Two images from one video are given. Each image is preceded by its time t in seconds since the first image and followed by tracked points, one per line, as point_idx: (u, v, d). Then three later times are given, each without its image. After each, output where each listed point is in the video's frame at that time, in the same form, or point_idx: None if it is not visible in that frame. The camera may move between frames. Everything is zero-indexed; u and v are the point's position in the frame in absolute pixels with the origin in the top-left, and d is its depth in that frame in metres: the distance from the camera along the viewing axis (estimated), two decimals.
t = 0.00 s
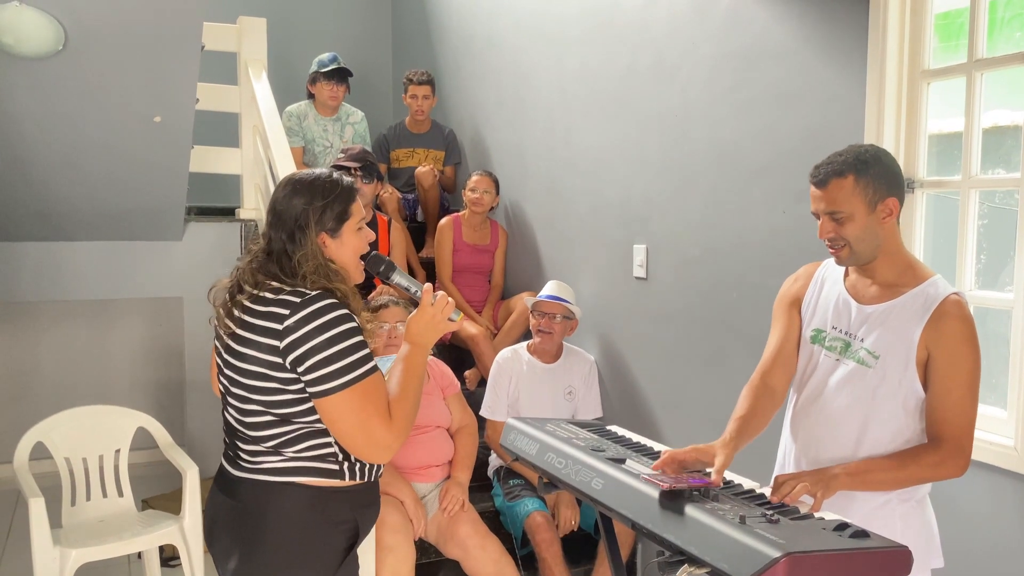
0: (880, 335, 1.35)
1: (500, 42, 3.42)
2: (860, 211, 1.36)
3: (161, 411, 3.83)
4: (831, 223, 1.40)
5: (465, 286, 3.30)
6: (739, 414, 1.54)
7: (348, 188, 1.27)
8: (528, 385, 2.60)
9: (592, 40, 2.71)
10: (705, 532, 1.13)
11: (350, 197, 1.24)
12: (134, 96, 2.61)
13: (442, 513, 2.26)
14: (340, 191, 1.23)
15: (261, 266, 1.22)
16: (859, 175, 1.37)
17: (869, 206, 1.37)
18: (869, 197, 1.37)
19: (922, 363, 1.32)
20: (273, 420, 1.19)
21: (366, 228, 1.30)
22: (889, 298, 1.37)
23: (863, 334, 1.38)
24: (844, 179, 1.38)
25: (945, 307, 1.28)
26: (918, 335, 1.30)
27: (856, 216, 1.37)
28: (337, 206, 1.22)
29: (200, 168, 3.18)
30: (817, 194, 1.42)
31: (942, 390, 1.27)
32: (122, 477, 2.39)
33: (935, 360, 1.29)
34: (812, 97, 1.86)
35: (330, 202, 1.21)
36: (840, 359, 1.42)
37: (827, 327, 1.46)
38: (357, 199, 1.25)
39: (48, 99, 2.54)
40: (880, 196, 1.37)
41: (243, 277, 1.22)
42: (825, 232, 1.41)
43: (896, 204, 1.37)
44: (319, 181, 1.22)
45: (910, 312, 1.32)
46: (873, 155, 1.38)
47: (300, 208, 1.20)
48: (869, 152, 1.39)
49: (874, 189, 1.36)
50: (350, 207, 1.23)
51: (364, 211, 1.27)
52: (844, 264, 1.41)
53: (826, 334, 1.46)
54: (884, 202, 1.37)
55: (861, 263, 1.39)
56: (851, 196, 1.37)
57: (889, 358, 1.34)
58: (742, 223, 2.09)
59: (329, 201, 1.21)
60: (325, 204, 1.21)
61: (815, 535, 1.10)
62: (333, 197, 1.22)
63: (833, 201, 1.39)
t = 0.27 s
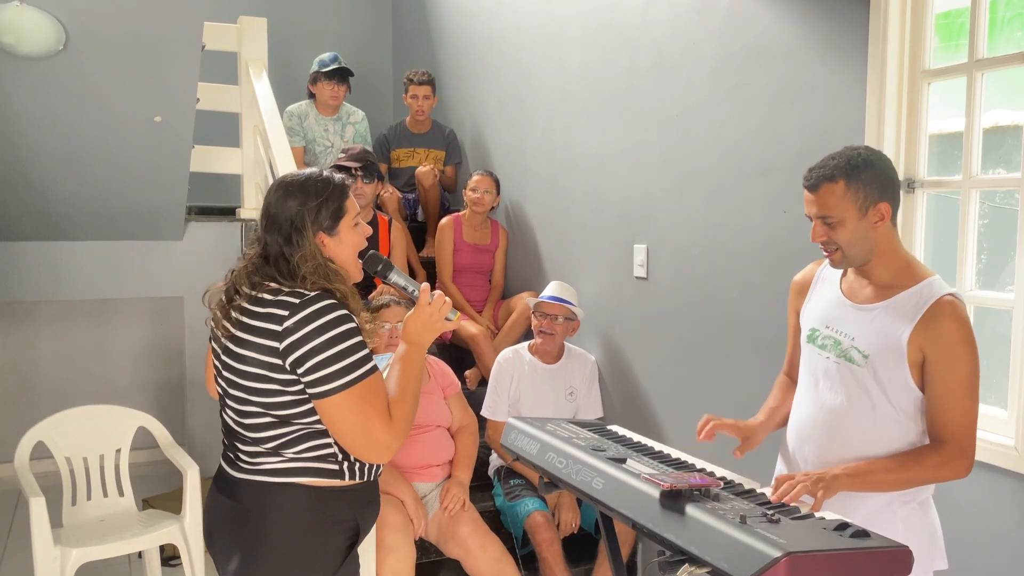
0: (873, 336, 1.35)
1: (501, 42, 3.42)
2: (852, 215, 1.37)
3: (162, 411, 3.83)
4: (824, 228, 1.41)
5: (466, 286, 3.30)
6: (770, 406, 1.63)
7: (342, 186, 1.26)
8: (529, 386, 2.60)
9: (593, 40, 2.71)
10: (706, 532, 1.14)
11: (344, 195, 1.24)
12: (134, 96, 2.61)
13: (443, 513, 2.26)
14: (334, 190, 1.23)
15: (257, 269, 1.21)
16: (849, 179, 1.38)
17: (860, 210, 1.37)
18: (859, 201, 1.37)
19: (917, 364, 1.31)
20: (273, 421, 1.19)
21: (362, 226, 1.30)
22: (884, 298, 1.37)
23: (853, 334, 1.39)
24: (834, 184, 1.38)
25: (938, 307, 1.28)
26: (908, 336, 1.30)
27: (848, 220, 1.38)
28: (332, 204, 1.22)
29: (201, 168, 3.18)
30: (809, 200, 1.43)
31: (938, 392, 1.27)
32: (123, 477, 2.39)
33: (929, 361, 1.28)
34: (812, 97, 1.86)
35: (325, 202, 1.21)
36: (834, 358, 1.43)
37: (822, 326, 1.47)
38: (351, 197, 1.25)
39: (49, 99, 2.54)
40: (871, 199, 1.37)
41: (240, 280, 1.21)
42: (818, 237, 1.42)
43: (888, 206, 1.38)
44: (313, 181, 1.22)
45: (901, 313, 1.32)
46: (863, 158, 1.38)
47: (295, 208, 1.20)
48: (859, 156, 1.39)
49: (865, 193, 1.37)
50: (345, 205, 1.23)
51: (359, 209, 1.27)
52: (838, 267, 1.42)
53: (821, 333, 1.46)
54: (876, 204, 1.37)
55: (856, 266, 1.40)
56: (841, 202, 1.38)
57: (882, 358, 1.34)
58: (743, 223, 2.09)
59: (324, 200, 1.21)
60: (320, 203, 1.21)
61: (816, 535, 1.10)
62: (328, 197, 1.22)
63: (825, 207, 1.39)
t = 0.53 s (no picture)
0: (867, 333, 1.36)
1: (501, 41, 3.42)
2: (845, 215, 1.37)
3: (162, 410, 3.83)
4: (819, 228, 1.41)
5: (466, 285, 3.30)
6: (774, 414, 1.63)
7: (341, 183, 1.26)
8: (529, 385, 2.60)
9: (593, 39, 2.71)
10: (706, 530, 1.14)
11: (344, 192, 1.24)
12: (134, 94, 2.60)
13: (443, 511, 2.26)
14: (334, 187, 1.23)
15: (257, 268, 1.21)
16: (842, 179, 1.37)
17: (855, 208, 1.37)
18: (854, 200, 1.37)
19: (909, 361, 1.31)
20: (275, 420, 1.19)
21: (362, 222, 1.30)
22: (877, 295, 1.38)
23: (849, 332, 1.40)
24: (826, 185, 1.38)
25: (928, 300, 1.28)
26: (895, 335, 1.31)
27: (842, 219, 1.37)
28: (332, 202, 1.21)
29: (201, 166, 3.18)
30: (802, 200, 1.43)
31: (933, 388, 1.27)
32: (123, 475, 2.39)
33: (922, 358, 1.28)
34: (813, 96, 1.86)
35: (325, 199, 1.21)
36: (830, 356, 1.43)
37: (822, 324, 1.47)
38: (351, 194, 1.25)
39: (49, 98, 2.54)
40: (864, 198, 1.37)
41: (241, 279, 1.21)
42: (814, 238, 1.42)
43: (882, 204, 1.37)
44: (312, 179, 1.22)
45: (890, 307, 1.33)
46: (855, 157, 1.38)
47: (296, 206, 1.20)
48: (849, 156, 1.39)
49: (858, 192, 1.37)
50: (345, 203, 1.23)
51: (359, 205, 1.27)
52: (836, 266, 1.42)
53: (822, 332, 1.47)
54: (870, 203, 1.37)
55: (852, 263, 1.40)
56: (834, 201, 1.37)
57: (871, 355, 1.35)
58: (743, 221, 2.09)
59: (324, 197, 1.21)
60: (320, 201, 1.21)
61: (816, 534, 1.10)
62: (328, 193, 1.21)
63: (819, 207, 1.39)
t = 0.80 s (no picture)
0: (870, 333, 1.36)
1: (501, 40, 3.41)
2: (850, 211, 1.37)
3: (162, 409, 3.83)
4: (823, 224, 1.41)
5: (465, 284, 3.30)
6: (770, 417, 1.64)
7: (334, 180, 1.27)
8: (527, 384, 2.60)
9: (593, 38, 2.71)
10: (704, 530, 1.14)
11: (339, 189, 1.25)
12: (134, 93, 2.60)
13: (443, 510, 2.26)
14: (328, 184, 1.23)
15: (256, 269, 1.21)
16: (847, 176, 1.37)
17: (860, 206, 1.37)
18: (859, 196, 1.37)
19: (912, 361, 1.31)
20: (277, 420, 1.19)
21: (357, 219, 1.31)
22: (880, 294, 1.37)
23: (852, 331, 1.40)
24: (832, 182, 1.38)
25: (932, 300, 1.28)
26: (900, 333, 1.31)
27: (846, 215, 1.38)
28: (328, 199, 1.22)
29: (201, 166, 3.18)
30: (807, 196, 1.43)
31: (935, 389, 1.27)
32: (123, 474, 2.39)
33: (924, 357, 1.29)
34: (813, 96, 1.86)
35: (320, 196, 1.21)
36: (832, 356, 1.43)
37: (821, 324, 1.48)
38: (345, 190, 1.26)
39: (48, 97, 2.54)
40: (869, 195, 1.37)
41: (239, 280, 1.20)
42: (818, 235, 1.42)
43: (886, 202, 1.38)
44: (306, 177, 1.22)
45: (895, 307, 1.33)
46: (861, 154, 1.39)
47: (293, 206, 1.20)
48: (855, 152, 1.39)
49: (863, 189, 1.37)
50: (340, 199, 1.24)
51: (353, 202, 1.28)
52: (839, 265, 1.42)
53: (821, 332, 1.47)
54: (874, 200, 1.37)
55: (854, 262, 1.40)
56: (840, 199, 1.37)
57: (876, 354, 1.35)
58: (743, 221, 2.09)
59: (319, 194, 1.21)
60: (316, 199, 1.21)
61: (815, 533, 1.10)
62: (323, 191, 1.22)
63: (824, 203, 1.39)
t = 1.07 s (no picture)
0: (870, 331, 1.36)
1: (500, 39, 3.41)
2: (854, 207, 1.37)
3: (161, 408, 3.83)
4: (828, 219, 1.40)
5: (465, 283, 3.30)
6: (769, 413, 1.64)
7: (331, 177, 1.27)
8: (527, 383, 2.60)
9: (593, 37, 2.71)
10: (703, 529, 1.14)
11: (336, 186, 1.25)
12: (133, 92, 2.60)
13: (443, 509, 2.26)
14: (325, 182, 1.23)
15: (253, 268, 1.20)
16: (854, 172, 1.37)
17: (865, 202, 1.37)
18: (865, 193, 1.37)
19: (914, 359, 1.31)
20: (276, 420, 1.19)
21: (355, 215, 1.31)
22: (882, 292, 1.37)
23: (853, 330, 1.40)
24: (839, 176, 1.37)
25: (934, 300, 1.28)
26: (904, 331, 1.31)
27: (851, 211, 1.37)
28: (324, 196, 1.22)
29: (200, 164, 3.18)
30: (812, 190, 1.43)
31: (937, 385, 1.27)
32: (122, 473, 2.39)
33: (926, 356, 1.28)
34: (812, 95, 1.86)
35: (317, 193, 1.21)
36: (833, 354, 1.43)
37: (821, 322, 1.48)
38: (341, 187, 1.26)
39: (48, 95, 2.54)
40: (874, 191, 1.37)
41: (237, 279, 1.20)
42: (821, 230, 1.42)
43: (890, 200, 1.37)
44: (303, 174, 1.22)
45: (898, 305, 1.33)
46: (869, 151, 1.38)
47: (289, 203, 1.20)
48: (863, 150, 1.38)
49: (869, 185, 1.36)
50: (337, 196, 1.24)
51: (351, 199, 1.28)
52: (842, 260, 1.42)
53: (822, 330, 1.47)
54: (879, 197, 1.37)
55: (857, 259, 1.40)
56: (846, 194, 1.37)
57: (878, 352, 1.35)
58: (743, 220, 2.09)
59: (316, 191, 1.21)
60: (312, 196, 1.21)
61: (814, 532, 1.10)
62: (320, 187, 1.22)
63: (829, 198, 1.39)
